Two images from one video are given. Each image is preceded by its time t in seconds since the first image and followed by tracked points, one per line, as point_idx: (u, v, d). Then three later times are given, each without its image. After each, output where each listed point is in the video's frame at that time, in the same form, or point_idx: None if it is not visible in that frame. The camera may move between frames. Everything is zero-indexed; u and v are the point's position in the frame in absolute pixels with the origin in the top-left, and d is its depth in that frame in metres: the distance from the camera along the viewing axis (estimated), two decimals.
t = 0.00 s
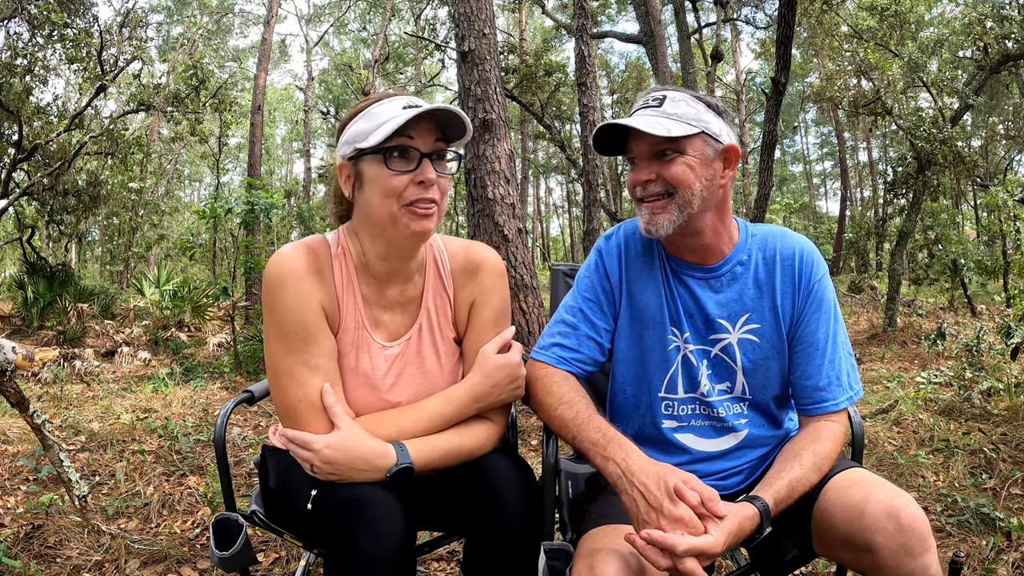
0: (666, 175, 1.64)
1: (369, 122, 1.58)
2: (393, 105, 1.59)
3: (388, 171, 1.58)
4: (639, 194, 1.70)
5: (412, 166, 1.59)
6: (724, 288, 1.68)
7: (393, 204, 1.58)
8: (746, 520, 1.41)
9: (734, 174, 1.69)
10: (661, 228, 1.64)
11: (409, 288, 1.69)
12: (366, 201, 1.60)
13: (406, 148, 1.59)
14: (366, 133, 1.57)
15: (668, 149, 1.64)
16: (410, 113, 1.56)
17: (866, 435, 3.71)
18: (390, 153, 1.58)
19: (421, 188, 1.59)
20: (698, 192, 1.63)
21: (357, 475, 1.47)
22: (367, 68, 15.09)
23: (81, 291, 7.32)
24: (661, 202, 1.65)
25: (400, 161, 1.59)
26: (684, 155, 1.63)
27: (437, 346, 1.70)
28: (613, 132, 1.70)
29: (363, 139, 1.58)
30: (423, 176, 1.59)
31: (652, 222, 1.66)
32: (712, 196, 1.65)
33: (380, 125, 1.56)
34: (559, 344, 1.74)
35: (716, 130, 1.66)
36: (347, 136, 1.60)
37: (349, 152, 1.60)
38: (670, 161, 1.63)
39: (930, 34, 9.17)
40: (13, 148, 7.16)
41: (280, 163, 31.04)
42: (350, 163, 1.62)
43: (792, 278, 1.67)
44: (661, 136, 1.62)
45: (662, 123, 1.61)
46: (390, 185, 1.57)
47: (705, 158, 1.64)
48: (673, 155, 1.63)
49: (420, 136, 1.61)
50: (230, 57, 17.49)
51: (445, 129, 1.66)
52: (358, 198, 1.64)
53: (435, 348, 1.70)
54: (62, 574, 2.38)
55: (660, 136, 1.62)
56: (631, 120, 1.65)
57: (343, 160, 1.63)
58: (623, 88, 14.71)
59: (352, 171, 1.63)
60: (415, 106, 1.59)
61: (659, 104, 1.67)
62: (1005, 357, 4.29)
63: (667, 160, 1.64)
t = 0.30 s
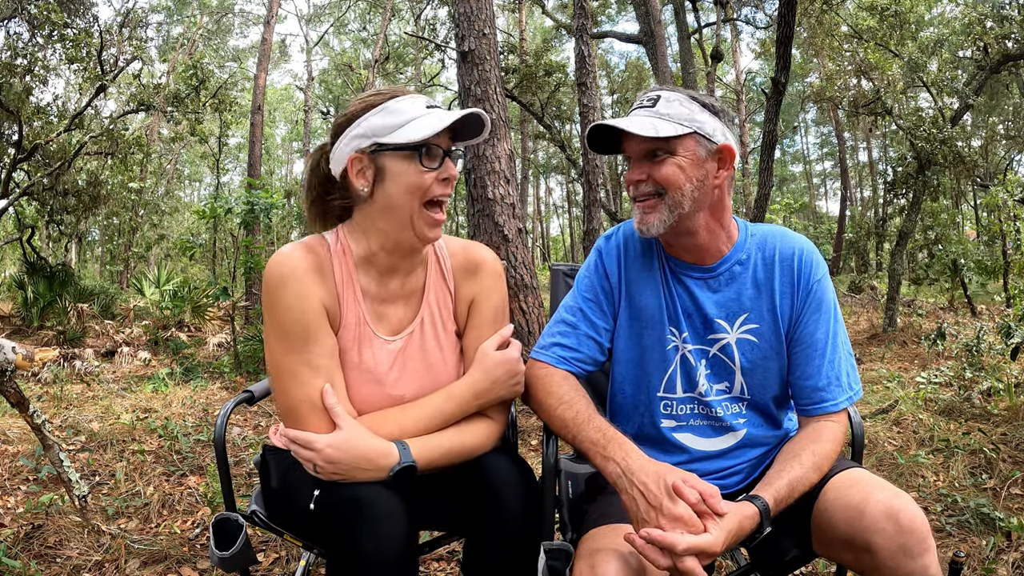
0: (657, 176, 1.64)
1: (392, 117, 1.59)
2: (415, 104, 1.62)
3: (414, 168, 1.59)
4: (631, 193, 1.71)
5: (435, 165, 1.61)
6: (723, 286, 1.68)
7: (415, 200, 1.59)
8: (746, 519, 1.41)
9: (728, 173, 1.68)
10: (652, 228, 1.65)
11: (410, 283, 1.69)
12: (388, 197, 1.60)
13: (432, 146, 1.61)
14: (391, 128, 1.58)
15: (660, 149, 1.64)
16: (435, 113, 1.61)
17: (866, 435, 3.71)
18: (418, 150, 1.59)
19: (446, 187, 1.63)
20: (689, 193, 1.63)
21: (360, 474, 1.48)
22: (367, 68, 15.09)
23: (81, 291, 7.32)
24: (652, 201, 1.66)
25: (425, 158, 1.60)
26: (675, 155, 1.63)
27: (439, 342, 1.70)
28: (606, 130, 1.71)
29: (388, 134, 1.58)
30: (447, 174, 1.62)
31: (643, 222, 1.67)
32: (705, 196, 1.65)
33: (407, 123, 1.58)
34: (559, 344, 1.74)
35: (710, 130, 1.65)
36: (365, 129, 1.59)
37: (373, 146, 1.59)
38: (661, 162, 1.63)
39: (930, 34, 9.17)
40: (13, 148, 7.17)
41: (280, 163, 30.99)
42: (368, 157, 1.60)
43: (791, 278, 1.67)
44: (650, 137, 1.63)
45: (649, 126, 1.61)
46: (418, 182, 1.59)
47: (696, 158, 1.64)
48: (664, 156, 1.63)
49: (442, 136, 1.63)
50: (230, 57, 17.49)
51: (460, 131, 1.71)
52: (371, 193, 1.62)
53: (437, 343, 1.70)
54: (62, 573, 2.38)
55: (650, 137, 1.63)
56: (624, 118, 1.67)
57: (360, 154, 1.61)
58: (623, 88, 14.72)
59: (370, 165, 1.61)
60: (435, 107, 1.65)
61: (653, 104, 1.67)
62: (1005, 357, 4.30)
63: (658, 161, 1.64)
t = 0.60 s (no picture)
0: (645, 176, 1.65)
1: (413, 124, 1.60)
2: (431, 110, 1.65)
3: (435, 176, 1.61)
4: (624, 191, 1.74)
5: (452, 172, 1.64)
6: (720, 281, 1.67)
7: (440, 204, 1.61)
8: (744, 519, 1.41)
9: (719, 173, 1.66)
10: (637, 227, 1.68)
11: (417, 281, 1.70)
12: (410, 203, 1.60)
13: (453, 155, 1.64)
14: (414, 136, 1.59)
15: (650, 149, 1.65)
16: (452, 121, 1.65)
17: (866, 435, 3.71)
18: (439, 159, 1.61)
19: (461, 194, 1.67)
20: (676, 193, 1.63)
21: (368, 475, 1.48)
22: (367, 68, 15.09)
23: (81, 291, 7.32)
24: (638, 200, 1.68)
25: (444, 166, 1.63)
26: (664, 155, 1.64)
27: (445, 339, 1.71)
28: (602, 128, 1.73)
29: (411, 142, 1.59)
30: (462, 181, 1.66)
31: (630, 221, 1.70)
32: (694, 196, 1.64)
33: (432, 131, 1.62)
34: (559, 341, 1.75)
35: (701, 129, 1.64)
36: (386, 133, 1.59)
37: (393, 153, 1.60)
38: (649, 161, 1.65)
39: (930, 34, 9.18)
40: (13, 148, 7.17)
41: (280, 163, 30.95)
42: (389, 163, 1.60)
43: (792, 276, 1.66)
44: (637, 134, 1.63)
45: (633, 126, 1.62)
46: (439, 188, 1.61)
47: (683, 158, 1.64)
48: (653, 155, 1.65)
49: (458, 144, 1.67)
50: (229, 57, 17.48)
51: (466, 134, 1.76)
52: (388, 198, 1.62)
53: (445, 339, 1.71)
54: (62, 574, 2.38)
55: (638, 136, 1.64)
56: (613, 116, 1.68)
57: (379, 160, 1.60)
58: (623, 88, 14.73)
59: (390, 171, 1.61)
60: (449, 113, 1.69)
61: (644, 101, 1.68)
62: (1005, 357, 4.30)
63: (648, 161, 1.65)
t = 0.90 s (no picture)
0: (692, 167, 1.63)
1: (432, 126, 1.60)
2: (449, 111, 1.65)
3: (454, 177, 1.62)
4: (663, 185, 1.66)
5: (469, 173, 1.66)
6: (722, 282, 1.67)
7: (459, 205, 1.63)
8: (746, 520, 1.41)
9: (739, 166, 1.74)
10: (690, 221, 1.62)
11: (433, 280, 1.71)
12: (430, 205, 1.61)
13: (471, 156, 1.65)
14: (434, 138, 1.59)
15: (696, 141, 1.64)
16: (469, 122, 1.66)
17: (866, 435, 3.71)
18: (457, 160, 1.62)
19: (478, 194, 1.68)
20: (720, 187, 1.65)
21: (385, 476, 1.48)
22: (367, 68, 15.10)
23: (81, 291, 7.32)
24: (686, 195, 1.64)
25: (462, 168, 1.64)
26: (709, 147, 1.64)
27: (459, 338, 1.72)
28: (635, 120, 1.67)
29: (432, 144, 1.59)
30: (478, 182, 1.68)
31: (680, 215, 1.63)
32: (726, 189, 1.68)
33: (451, 133, 1.61)
34: (559, 341, 1.75)
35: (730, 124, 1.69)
36: (407, 137, 1.58)
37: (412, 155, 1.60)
38: (697, 154, 1.64)
39: (930, 33, 9.18)
40: (13, 148, 7.18)
41: (280, 163, 30.90)
42: (409, 166, 1.60)
43: (791, 276, 1.66)
44: (692, 126, 1.62)
45: (692, 113, 1.60)
46: (458, 189, 1.63)
47: (722, 151, 1.66)
48: (699, 147, 1.64)
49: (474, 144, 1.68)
50: (229, 57, 17.48)
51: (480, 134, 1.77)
52: (408, 201, 1.62)
53: (461, 338, 1.73)
54: (62, 573, 2.38)
55: (690, 125, 1.62)
56: (662, 107, 1.61)
57: (399, 163, 1.60)
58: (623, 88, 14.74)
59: (410, 174, 1.61)
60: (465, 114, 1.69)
61: (679, 92, 1.64)
62: (1005, 357, 4.30)
63: (694, 153, 1.64)
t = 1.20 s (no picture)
0: (707, 173, 1.65)
1: (449, 130, 1.60)
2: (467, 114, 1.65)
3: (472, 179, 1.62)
4: (676, 191, 1.65)
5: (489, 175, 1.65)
6: (721, 283, 1.67)
7: (474, 206, 1.63)
8: (744, 520, 1.41)
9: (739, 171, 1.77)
10: (705, 229, 1.62)
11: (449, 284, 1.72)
12: (445, 207, 1.62)
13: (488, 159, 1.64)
14: (450, 141, 1.60)
15: (710, 146, 1.65)
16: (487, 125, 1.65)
17: (866, 435, 3.71)
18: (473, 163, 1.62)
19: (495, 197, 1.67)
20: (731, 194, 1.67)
21: (384, 474, 1.48)
22: (367, 68, 15.10)
23: (81, 291, 7.33)
24: (700, 202, 1.64)
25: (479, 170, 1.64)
26: (721, 153, 1.66)
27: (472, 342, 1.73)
28: (649, 125, 1.64)
29: (448, 147, 1.60)
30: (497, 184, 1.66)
31: (696, 224, 1.62)
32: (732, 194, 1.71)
33: (466, 135, 1.61)
34: (558, 341, 1.75)
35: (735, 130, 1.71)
36: (422, 139, 1.59)
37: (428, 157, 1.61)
38: (712, 160, 1.65)
39: (930, 33, 9.18)
40: (13, 148, 7.18)
41: (280, 163, 30.88)
42: (424, 168, 1.62)
43: (787, 277, 1.67)
44: (708, 132, 1.62)
45: (712, 120, 1.60)
46: (473, 191, 1.62)
47: (731, 158, 1.69)
48: (712, 152, 1.65)
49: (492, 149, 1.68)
50: (230, 57, 17.49)
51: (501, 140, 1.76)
52: (425, 202, 1.64)
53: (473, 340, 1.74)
54: (62, 573, 2.38)
55: (707, 130, 1.62)
56: (681, 113, 1.59)
57: (416, 165, 1.62)
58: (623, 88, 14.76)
59: (426, 176, 1.62)
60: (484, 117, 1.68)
61: (692, 97, 1.62)
62: (1005, 357, 4.29)
63: (707, 158, 1.65)
